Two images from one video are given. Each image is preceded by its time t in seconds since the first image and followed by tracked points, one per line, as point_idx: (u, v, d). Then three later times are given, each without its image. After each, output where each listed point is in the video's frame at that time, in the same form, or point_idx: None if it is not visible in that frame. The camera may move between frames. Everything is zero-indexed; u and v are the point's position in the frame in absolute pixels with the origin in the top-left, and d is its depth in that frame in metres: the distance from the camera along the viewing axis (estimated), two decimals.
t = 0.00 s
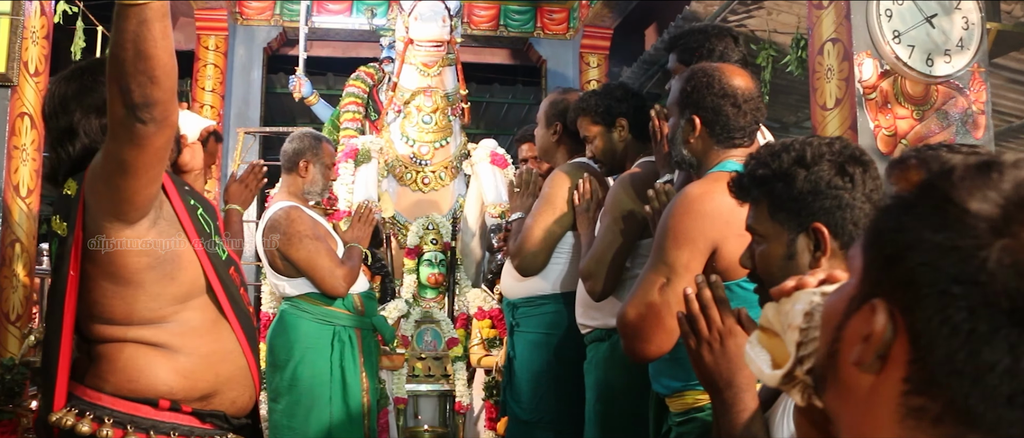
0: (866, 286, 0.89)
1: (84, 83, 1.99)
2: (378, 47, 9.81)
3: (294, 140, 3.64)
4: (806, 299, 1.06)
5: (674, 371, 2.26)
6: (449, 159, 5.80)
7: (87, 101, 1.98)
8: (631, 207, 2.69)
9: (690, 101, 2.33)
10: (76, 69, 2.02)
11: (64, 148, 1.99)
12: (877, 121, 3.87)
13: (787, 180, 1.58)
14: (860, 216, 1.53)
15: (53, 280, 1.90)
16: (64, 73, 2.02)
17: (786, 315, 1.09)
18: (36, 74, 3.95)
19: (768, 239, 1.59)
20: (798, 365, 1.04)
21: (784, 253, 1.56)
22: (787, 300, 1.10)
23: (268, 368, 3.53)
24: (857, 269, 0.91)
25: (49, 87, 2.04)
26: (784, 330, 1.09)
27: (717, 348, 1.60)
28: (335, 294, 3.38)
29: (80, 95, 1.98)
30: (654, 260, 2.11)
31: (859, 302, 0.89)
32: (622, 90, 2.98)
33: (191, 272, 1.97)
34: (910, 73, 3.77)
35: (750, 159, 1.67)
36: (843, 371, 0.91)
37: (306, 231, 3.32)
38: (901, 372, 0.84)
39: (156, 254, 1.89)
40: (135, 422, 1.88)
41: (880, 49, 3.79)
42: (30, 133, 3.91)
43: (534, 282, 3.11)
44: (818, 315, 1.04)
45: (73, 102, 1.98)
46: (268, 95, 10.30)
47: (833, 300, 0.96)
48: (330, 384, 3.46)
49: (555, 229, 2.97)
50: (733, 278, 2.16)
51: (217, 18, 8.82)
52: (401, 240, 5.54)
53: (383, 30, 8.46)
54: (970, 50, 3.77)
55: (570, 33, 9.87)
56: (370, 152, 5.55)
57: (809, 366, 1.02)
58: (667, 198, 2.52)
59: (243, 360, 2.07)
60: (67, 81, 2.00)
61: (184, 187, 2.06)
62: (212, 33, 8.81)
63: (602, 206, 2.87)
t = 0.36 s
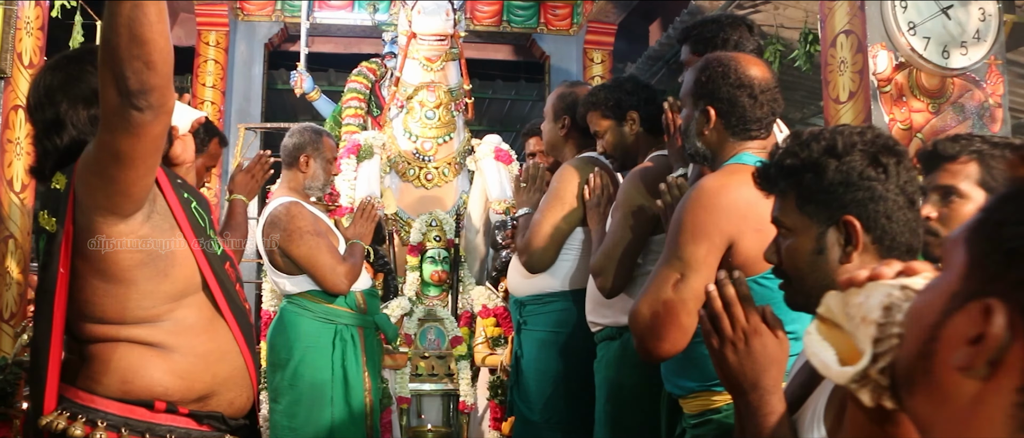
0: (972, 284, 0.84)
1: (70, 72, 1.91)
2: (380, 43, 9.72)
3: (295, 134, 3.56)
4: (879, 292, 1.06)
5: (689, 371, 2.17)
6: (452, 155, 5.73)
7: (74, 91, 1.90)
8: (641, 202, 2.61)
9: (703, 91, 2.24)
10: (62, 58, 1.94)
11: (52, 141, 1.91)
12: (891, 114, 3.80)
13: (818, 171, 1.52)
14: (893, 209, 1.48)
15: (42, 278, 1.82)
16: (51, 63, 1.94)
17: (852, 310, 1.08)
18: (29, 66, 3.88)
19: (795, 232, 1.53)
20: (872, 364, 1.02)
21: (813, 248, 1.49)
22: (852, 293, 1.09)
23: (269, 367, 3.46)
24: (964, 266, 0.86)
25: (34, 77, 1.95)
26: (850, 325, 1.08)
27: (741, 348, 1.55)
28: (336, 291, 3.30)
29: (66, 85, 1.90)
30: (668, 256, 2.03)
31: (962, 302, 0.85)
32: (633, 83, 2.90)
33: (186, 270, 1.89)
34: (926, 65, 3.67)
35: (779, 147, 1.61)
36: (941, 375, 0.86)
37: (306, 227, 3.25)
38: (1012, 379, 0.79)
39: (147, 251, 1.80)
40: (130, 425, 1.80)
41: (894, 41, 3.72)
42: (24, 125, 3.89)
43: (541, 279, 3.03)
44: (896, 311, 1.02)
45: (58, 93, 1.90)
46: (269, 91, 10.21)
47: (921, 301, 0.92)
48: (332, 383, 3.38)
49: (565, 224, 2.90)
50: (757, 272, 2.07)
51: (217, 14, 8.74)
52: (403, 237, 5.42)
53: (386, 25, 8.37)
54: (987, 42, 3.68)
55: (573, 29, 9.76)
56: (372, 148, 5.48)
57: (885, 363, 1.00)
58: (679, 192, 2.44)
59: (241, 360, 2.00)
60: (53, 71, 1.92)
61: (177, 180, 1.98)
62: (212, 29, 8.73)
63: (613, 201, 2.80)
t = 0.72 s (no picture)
0: None
1: (55, 62, 1.81)
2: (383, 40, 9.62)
3: (295, 129, 3.45)
4: (979, 294, 1.06)
5: (711, 375, 2.06)
6: (457, 152, 5.63)
7: (58, 81, 1.80)
8: (657, 199, 2.51)
9: (725, 82, 2.12)
10: (47, 47, 1.84)
11: (37, 134, 1.81)
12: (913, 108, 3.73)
13: (863, 162, 1.49)
14: (944, 203, 1.41)
15: (27, 277, 1.72)
16: (36, 52, 1.84)
17: (941, 315, 1.07)
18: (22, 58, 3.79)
19: (837, 227, 1.51)
20: (973, 376, 1.04)
21: (857, 242, 1.47)
22: (941, 296, 1.08)
23: (271, 370, 3.36)
24: None
25: (18, 67, 1.86)
26: (939, 332, 1.07)
27: (778, 349, 1.49)
28: (341, 290, 3.20)
29: (50, 74, 1.80)
30: (689, 253, 1.89)
31: None
32: (647, 76, 2.80)
33: (180, 269, 1.79)
34: (948, 57, 3.59)
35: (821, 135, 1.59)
36: None
37: (309, 224, 3.16)
38: None
39: (140, 250, 1.71)
40: (122, 432, 1.70)
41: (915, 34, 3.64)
42: (15, 119, 3.80)
43: (553, 279, 2.92)
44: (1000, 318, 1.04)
45: (43, 83, 1.79)
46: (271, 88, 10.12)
47: None
48: (335, 386, 3.28)
49: (577, 221, 2.79)
50: (789, 268, 1.93)
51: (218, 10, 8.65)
52: (407, 235, 5.35)
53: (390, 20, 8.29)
54: (1010, 34, 3.57)
55: (579, 26, 9.61)
56: (376, 144, 5.43)
57: (988, 375, 1.04)
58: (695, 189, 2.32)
59: (240, 363, 1.90)
60: (37, 60, 1.82)
61: (169, 175, 1.88)
62: (214, 25, 8.66)
63: (628, 198, 2.70)
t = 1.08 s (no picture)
0: None
1: (52, 50, 1.72)
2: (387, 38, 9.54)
3: (301, 126, 3.37)
4: None
5: (738, 378, 1.97)
6: (464, 149, 5.55)
7: (55, 70, 1.71)
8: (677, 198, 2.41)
9: (751, 74, 2.02)
10: (43, 35, 1.76)
11: (32, 125, 1.73)
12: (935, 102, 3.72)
13: (911, 154, 1.42)
14: (999, 196, 1.34)
15: (20, 277, 1.63)
16: (32, 40, 1.76)
17: None
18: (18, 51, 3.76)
19: (882, 223, 1.44)
20: None
21: (903, 240, 1.40)
22: None
23: (276, 372, 3.28)
24: None
25: (14, 56, 1.77)
26: None
27: (819, 351, 1.40)
28: (348, 290, 3.12)
29: (47, 63, 1.71)
30: (717, 252, 1.80)
31: None
32: (666, 70, 2.72)
33: (182, 269, 1.71)
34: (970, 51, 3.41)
35: (864, 128, 1.53)
36: None
37: (316, 222, 3.07)
38: None
39: (140, 249, 1.63)
40: None
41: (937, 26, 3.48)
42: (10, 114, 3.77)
43: (569, 279, 2.83)
44: None
45: (39, 72, 1.71)
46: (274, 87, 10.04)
47: None
48: (342, 389, 3.20)
49: (593, 220, 2.71)
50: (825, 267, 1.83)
51: (221, 7, 8.59)
52: (413, 235, 5.26)
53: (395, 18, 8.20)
54: None
55: (585, 23, 9.53)
56: (382, 142, 5.32)
57: None
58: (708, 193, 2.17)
59: (244, 367, 1.81)
60: (34, 48, 1.73)
61: (170, 170, 1.79)
62: (217, 23, 8.60)
63: (646, 195, 2.61)
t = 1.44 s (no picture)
0: None
1: (47, 41, 1.64)
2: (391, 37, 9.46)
3: (305, 124, 3.29)
4: None
5: (763, 385, 1.89)
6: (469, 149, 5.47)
7: (51, 62, 1.63)
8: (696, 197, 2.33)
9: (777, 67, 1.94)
10: (38, 27, 1.68)
11: (26, 120, 1.65)
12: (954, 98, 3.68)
13: (955, 149, 1.33)
14: None
15: (11, 280, 1.54)
16: (27, 32, 1.68)
17: None
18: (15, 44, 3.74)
19: (923, 223, 1.35)
20: None
21: (946, 239, 1.32)
22: None
23: (279, 376, 3.20)
24: None
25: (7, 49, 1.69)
26: None
27: (857, 358, 1.31)
28: (353, 293, 3.03)
29: (42, 55, 1.63)
30: (744, 253, 1.71)
31: None
32: (682, 66, 2.63)
33: (181, 272, 1.63)
34: (993, 46, 3.42)
35: (903, 123, 1.43)
36: None
37: (320, 223, 2.99)
38: None
39: (137, 251, 1.55)
40: None
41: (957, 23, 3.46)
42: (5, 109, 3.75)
43: (582, 280, 2.75)
44: None
45: (33, 65, 1.63)
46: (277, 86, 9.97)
47: None
48: (347, 394, 3.12)
49: (607, 221, 2.63)
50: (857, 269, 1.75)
51: (223, 6, 8.52)
52: (418, 235, 5.21)
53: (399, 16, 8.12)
54: None
55: (589, 22, 9.46)
56: (387, 141, 5.23)
57: None
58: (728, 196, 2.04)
59: (246, 374, 1.73)
60: (28, 40, 1.66)
61: (169, 168, 1.71)
62: (218, 22, 8.54)
63: (662, 195, 2.53)
